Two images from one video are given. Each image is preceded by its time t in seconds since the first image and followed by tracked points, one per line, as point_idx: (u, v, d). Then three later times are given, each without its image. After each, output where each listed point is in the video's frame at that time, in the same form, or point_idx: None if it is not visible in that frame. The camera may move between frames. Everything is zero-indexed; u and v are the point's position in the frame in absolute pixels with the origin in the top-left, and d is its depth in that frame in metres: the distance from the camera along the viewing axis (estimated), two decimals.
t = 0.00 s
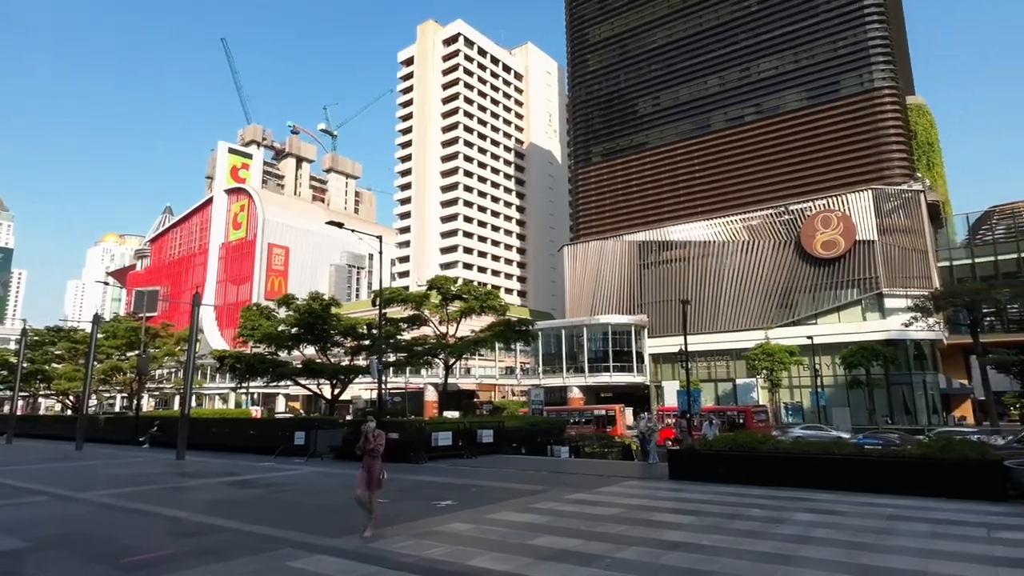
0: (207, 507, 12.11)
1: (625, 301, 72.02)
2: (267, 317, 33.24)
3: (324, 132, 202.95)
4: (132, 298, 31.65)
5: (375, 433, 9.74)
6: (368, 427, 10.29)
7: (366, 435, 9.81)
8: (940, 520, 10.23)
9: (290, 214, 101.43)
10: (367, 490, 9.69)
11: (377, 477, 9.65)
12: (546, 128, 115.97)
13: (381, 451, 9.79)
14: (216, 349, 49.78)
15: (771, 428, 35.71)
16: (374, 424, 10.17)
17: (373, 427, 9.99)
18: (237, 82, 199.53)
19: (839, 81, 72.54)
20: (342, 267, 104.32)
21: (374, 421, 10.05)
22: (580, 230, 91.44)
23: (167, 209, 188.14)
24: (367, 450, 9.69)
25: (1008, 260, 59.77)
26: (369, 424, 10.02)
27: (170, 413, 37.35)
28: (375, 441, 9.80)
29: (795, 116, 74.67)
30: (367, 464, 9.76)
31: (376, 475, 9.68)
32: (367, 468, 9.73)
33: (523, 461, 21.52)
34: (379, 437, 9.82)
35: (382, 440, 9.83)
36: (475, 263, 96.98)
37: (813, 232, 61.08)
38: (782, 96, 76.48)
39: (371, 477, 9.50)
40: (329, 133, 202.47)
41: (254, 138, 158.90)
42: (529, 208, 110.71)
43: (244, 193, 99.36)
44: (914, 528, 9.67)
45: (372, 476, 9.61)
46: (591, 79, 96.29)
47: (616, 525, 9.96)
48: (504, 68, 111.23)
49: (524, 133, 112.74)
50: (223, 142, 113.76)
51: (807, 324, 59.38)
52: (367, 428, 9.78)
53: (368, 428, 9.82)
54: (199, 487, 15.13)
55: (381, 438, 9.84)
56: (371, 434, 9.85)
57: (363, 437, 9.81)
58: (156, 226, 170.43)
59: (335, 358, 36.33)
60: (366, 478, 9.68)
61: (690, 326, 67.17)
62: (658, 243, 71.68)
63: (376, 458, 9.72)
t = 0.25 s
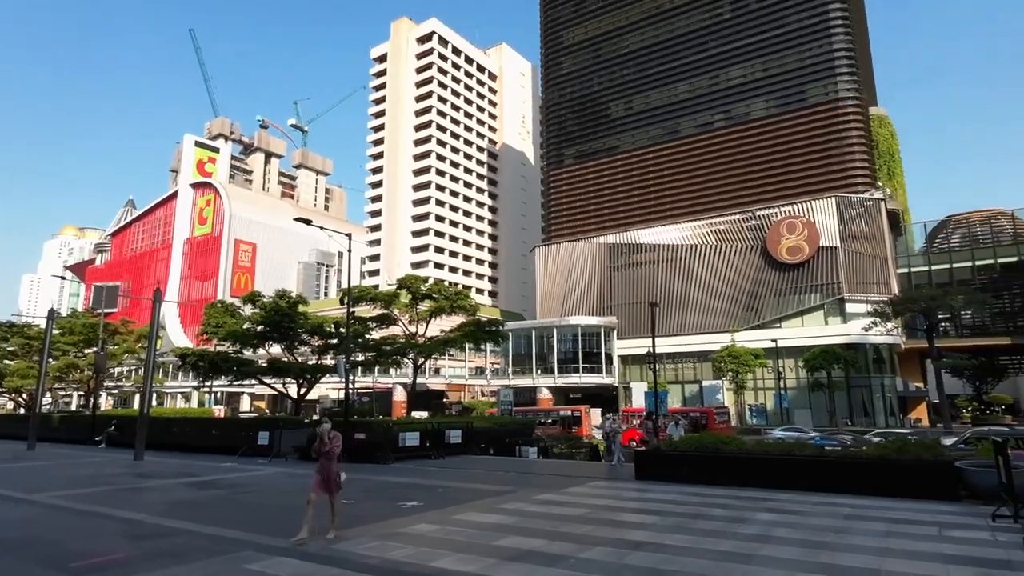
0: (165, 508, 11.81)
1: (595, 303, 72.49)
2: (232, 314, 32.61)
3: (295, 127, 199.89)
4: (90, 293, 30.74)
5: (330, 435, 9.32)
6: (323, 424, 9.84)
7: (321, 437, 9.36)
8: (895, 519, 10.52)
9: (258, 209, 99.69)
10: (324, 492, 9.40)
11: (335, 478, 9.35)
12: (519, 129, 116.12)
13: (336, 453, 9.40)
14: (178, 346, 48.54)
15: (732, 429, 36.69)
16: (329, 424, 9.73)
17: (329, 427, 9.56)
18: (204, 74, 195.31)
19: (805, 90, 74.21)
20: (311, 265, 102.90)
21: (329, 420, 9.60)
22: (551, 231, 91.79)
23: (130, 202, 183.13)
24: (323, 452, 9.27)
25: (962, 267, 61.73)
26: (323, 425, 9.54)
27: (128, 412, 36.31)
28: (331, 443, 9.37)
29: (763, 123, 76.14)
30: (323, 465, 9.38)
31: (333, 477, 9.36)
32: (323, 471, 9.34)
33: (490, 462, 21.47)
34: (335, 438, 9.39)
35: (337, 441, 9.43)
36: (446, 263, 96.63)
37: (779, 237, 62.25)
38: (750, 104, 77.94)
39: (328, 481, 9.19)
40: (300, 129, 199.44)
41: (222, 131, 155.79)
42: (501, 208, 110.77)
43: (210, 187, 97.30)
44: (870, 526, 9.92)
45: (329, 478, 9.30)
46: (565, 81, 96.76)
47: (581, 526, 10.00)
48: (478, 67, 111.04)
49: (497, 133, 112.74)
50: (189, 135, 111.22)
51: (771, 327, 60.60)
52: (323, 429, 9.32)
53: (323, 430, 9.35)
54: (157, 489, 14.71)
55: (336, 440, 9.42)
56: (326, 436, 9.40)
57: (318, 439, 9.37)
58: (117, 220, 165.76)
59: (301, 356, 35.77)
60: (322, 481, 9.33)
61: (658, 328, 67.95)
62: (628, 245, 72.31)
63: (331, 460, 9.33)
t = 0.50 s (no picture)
0: (123, 510, 11.48)
1: (566, 304, 72.87)
2: (197, 311, 31.93)
3: (265, 122, 196.55)
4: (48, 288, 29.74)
5: (281, 437, 9.01)
6: (275, 426, 9.53)
7: (273, 439, 9.05)
8: (853, 519, 10.77)
9: (226, 205, 97.79)
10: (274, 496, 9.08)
11: (285, 482, 9.02)
12: (494, 129, 116.06)
13: (288, 456, 9.09)
14: (141, 343, 47.35)
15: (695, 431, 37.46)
16: (281, 425, 9.41)
17: (281, 429, 9.25)
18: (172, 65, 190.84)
19: (775, 98, 75.55)
20: (280, 262, 101.35)
21: (281, 422, 9.29)
22: (524, 232, 91.95)
23: (92, 194, 178.17)
24: (274, 454, 8.96)
25: (922, 274, 63.42)
26: (274, 426, 9.22)
27: (87, 410, 35.26)
28: (282, 445, 9.06)
29: (733, 130, 77.39)
30: (274, 469, 9.06)
31: (284, 480, 9.03)
32: (273, 475, 9.01)
33: (458, 462, 21.42)
34: (286, 440, 9.07)
35: (289, 444, 9.12)
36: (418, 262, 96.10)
37: (747, 242, 63.24)
38: (721, 110, 79.13)
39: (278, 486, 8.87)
40: (270, 123, 196.23)
41: (190, 124, 152.50)
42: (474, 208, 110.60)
43: (176, 181, 95.10)
44: (829, 526, 10.15)
45: (279, 483, 8.98)
46: (540, 83, 97.02)
47: (548, 526, 10.02)
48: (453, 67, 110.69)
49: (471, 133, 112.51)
50: (156, 127, 108.59)
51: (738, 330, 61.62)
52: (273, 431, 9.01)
53: (274, 432, 9.03)
54: (114, 490, 14.30)
55: (288, 442, 9.11)
56: (278, 438, 9.08)
57: (269, 442, 9.05)
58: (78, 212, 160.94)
59: (269, 355, 35.15)
60: (272, 485, 9.01)
61: (628, 330, 68.58)
62: (600, 247, 72.77)
63: (282, 464, 9.02)
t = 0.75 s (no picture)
0: (78, 512, 11.12)
1: (539, 305, 73.07)
2: (160, 308, 31.19)
3: (235, 116, 193.02)
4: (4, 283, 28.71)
5: (234, 435, 8.68)
6: (227, 425, 9.14)
7: (225, 437, 8.70)
8: (814, 519, 11.00)
9: (194, 200, 95.72)
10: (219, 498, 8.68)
11: (232, 485, 8.60)
12: (469, 129, 115.80)
13: (240, 457, 8.74)
14: (102, 341, 46.10)
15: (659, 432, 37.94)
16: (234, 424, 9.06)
17: (234, 428, 8.92)
18: (139, 57, 186.19)
19: (745, 105, 76.79)
20: (249, 259, 99.62)
21: (234, 421, 8.95)
22: (497, 233, 91.94)
23: (53, 187, 172.88)
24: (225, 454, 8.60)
25: (884, 279, 65.13)
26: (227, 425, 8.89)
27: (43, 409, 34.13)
28: (234, 444, 8.71)
29: (704, 135, 78.50)
30: (223, 469, 8.69)
31: (231, 483, 8.62)
32: (222, 475, 8.63)
33: (428, 463, 21.27)
34: (239, 439, 8.73)
35: (241, 444, 8.78)
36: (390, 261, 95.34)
37: (717, 246, 64.14)
38: (693, 116, 80.19)
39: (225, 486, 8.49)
40: (241, 118, 192.78)
41: (156, 117, 148.98)
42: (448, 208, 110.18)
43: (142, 174, 92.80)
44: (791, 526, 10.34)
45: (226, 485, 8.58)
46: (515, 84, 97.10)
47: (516, 527, 10.01)
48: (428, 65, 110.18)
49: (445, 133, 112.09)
50: (120, 119, 105.80)
51: (707, 333, 62.44)
52: (227, 429, 8.68)
53: (227, 430, 8.69)
54: (69, 492, 13.83)
55: (240, 442, 8.77)
56: (230, 436, 8.73)
57: (221, 439, 8.71)
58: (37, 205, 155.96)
59: (235, 354, 34.45)
60: (219, 485, 8.60)
61: (600, 332, 69.04)
62: (573, 249, 73.07)
63: (232, 464, 8.66)
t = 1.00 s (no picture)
0: (32, 516, 10.74)
1: (511, 306, 73.13)
2: (123, 306, 30.42)
3: (205, 111, 189.16)
4: None
5: (184, 438, 8.21)
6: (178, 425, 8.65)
7: (174, 439, 8.21)
8: (778, 519, 11.20)
9: (160, 195, 93.59)
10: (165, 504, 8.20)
11: (180, 490, 8.14)
12: (443, 129, 115.39)
13: (190, 461, 8.27)
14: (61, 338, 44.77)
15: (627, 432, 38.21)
16: (185, 425, 8.57)
17: (185, 429, 8.44)
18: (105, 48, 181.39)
19: (717, 112, 77.94)
20: (216, 257, 97.74)
21: (185, 421, 8.46)
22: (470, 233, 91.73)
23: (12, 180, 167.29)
24: (172, 457, 8.11)
25: (848, 284, 66.87)
26: (178, 426, 8.41)
27: None
28: (184, 447, 8.23)
29: (676, 140, 79.46)
30: (171, 473, 8.21)
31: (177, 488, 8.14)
32: (169, 478, 8.15)
33: (397, 464, 21.10)
34: (190, 441, 8.27)
35: (192, 446, 8.31)
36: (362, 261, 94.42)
37: (688, 250, 65.02)
38: (666, 121, 81.09)
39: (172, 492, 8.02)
40: (210, 113, 189.01)
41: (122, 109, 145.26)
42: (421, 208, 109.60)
43: (106, 168, 90.40)
44: (756, 526, 10.52)
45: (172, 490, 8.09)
46: (491, 85, 97.09)
47: (484, 528, 9.98)
48: (403, 64, 109.51)
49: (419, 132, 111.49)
50: (83, 111, 102.90)
51: (678, 335, 63.07)
52: (176, 430, 8.20)
53: (176, 431, 8.22)
54: (24, 494, 13.37)
55: (191, 444, 8.29)
56: (179, 438, 8.25)
57: (169, 441, 8.21)
58: None
59: (201, 353, 33.72)
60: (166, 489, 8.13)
61: (572, 333, 69.38)
62: (546, 251, 73.30)
63: (181, 469, 8.18)
